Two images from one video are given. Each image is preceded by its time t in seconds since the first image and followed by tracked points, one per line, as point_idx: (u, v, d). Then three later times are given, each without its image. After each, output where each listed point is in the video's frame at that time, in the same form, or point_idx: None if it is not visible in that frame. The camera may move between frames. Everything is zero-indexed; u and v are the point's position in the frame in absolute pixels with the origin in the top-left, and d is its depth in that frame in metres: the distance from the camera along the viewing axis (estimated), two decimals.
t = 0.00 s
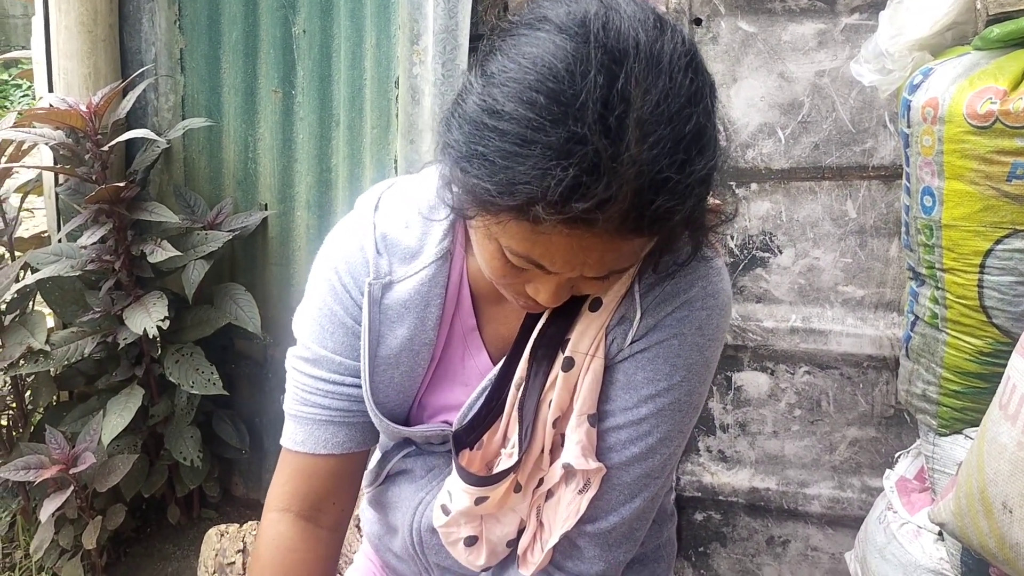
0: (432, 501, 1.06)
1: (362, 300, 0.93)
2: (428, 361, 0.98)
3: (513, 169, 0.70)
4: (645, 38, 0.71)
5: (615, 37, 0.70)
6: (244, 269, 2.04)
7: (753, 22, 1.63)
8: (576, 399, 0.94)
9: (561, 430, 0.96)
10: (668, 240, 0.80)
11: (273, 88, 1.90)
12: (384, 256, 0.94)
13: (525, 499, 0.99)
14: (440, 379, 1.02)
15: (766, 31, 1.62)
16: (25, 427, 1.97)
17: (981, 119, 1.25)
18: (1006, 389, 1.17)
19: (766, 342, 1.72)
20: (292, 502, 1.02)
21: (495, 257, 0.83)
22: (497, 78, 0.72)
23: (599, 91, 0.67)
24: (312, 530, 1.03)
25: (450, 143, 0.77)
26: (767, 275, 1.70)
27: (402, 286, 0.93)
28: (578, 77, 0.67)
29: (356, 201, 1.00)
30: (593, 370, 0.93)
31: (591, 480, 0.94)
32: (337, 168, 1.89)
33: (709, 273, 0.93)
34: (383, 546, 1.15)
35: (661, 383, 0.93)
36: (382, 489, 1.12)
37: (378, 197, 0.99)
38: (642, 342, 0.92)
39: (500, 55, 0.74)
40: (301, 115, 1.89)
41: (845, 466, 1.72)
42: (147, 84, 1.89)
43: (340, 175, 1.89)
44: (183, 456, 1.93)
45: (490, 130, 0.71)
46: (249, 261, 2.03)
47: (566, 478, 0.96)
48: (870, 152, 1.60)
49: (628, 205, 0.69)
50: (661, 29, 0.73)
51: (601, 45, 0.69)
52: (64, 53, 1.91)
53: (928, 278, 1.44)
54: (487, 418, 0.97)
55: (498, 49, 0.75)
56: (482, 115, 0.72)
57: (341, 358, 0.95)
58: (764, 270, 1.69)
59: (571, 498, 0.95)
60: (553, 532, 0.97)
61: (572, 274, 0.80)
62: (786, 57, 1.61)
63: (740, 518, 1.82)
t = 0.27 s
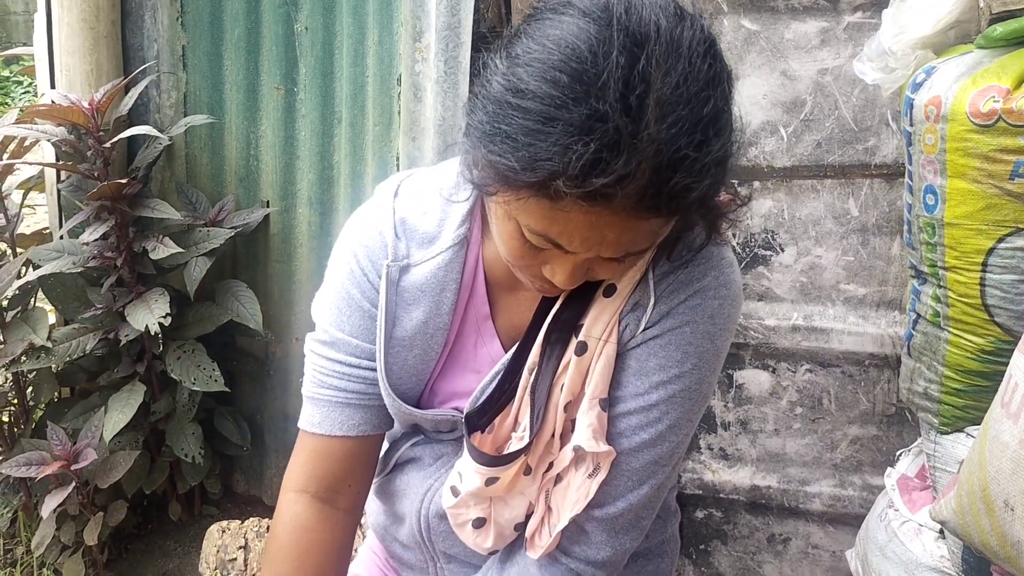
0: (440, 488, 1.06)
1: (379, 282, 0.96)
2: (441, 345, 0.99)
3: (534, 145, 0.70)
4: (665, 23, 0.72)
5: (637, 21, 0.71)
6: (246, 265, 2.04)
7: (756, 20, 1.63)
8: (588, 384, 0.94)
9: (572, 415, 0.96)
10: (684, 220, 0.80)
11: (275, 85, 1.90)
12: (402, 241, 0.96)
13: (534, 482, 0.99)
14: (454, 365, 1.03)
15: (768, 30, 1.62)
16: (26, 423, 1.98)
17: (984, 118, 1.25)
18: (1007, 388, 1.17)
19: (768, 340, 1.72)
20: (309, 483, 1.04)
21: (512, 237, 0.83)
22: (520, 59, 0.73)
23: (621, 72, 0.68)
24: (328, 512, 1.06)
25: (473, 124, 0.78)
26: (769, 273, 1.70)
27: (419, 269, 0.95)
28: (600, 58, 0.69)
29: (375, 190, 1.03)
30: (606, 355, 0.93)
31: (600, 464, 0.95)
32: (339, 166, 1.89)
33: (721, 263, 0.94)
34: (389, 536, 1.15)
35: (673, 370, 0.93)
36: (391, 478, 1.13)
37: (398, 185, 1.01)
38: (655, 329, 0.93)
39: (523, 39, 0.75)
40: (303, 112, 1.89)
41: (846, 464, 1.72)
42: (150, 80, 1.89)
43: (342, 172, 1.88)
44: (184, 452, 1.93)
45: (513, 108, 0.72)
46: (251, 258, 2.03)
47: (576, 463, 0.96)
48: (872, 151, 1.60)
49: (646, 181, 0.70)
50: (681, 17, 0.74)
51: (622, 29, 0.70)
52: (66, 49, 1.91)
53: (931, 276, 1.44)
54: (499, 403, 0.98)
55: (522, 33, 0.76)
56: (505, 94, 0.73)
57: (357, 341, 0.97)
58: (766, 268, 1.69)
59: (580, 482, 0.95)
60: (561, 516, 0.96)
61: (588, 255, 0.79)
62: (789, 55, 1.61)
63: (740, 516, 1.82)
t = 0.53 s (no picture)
0: (445, 473, 1.06)
1: (395, 267, 0.98)
2: (453, 330, 1.00)
3: (553, 119, 0.72)
4: (683, 7, 0.74)
5: (656, 5, 0.74)
6: (242, 263, 2.04)
7: (753, 19, 1.64)
8: (596, 369, 0.94)
9: (579, 402, 0.96)
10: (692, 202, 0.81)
11: (271, 83, 1.89)
12: (418, 226, 0.99)
13: (540, 465, 0.98)
14: (463, 352, 1.04)
15: (765, 29, 1.62)
16: (22, 421, 1.97)
17: (980, 117, 1.25)
18: (1003, 387, 1.17)
19: (764, 339, 1.72)
20: (320, 465, 1.06)
21: (528, 215, 0.84)
22: (542, 39, 0.75)
23: (638, 50, 0.70)
24: (340, 493, 1.08)
25: (493, 103, 0.80)
26: (765, 272, 1.70)
27: (434, 254, 0.98)
28: (620, 36, 0.71)
29: (392, 180, 1.06)
30: (614, 341, 0.93)
31: (606, 448, 0.93)
32: (335, 164, 1.88)
33: (726, 256, 0.95)
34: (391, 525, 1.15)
35: (679, 358, 0.93)
36: (395, 467, 1.13)
37: (415, 174, 1.05)
38: (663, 317, 0.93)
39: (545, 21, 0.77)
40: (299, 111, 1.89)
41: (842, 463, 1.73)
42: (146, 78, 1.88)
43: (338, 170, 1.88)
44: (180, 451, 1.93)
45: (534, 85, 0.74)
46: (247, 256, 2.03)
47: (581, 447, 0.95)
48: (868, 150, 1.60)
49: (660, 155, 0.71)
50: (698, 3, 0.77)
51: (641, 11, 0.73)
52: (62, 47, 1.90)
53: (926, 275, 1.44)
54: (508, 387, 0.98)
55: (544, 17, 0.79)
56: (526, 72, 0.75)
57: (370, 325, 0.99)
58: (763, 267, 1.69)
59: (586, 466, 0.94)
60: (566, 500, 0.95)
61: (600, 234, 0.80)
62: (785, 54, 1.61)
63: (736, 515, 1.82)
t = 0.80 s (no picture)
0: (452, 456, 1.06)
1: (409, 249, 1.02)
2: (463, 314, 1.03)
3: (563, 90, 0.77)
4: None
5: None
6: (239, 259, 2.04)
7: (749, 15, 1.64)
8: (607, 352, 0.94)
9: (588, 385, 0.96)
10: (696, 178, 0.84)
11: (267, 79, 1.89)
12: (433, 209, 1.03)
13: (549, 446, 0.98)
14: (474, 337, 1.06)
15: (762, 25, 1.63)
16: (19, 418, 1.97)
17: (976, 113, 1.25)
18: (998, 382, 1.17)
19: (760, 334, 1.72)
20: (333, 444, 1.09)
21: (537, 190, 0.87)
22: (558, 17, 0.80)
23: (646, 26, 0.74)
24: (352, 472, 1.10)
25: (508, 80, 0.85)
26: (762, 268, 1.71)
27: (447, 237, 1.01)
28: (630, 13, 0.75)
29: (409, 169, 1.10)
30: (625, 324, 0.94)
31: (616, 430, 0.94)
32: (332, 160, 1.88)
33: (734, 245, 0.97)
34: (394, 511, 1.14)
35: (688, 343, 0.94)
36: (400, 452, 1.13)
37: (432, 163, 1.09)
38: (673, 302, 0.94)
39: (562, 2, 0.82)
40: (295, 106, 1.89)
41: (838, 458, 1.73)
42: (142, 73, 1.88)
43: (335, 166, 1.88)
44: (177, 447, 1.93)
45: (547, 59, 0.79)
46: (244, 251, 2.02)
47: (592, 429, 0.95)
48: (865, 145, 1.60)
49: (664, 126, 0.75)
50: None
51: None
52: (58, 42, 1.90)
53: (922, 271, 1.44)
54: (519, 368, 0.98)
55: None
56: (541, 47, 0.80)
57: (383, 308, 1.03)
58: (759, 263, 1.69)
59: (597, 448, 0.94)
60: (577, 481, 0.95)
61: (606, 210, 0.82)
62: (782, 50, 1.61)
63: (733, 510, 1.82)
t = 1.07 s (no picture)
0: (463, 445, 1.08)
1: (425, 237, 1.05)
2: (476, 301, 1.05)
3: (556, 72, 0.79)
4: None
5: None
6: (242, 256, 2.04)
7: (753, 11, 1.64)
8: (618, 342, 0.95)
9: (600, 376, 0.96)
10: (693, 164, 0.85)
11: (271, 77, 1.89)
12: (448, 199, 1.06)
13: (561, 436, 0.98)
14: (489, 326, 1.08)
15: (765, 21, 1.63)
16: (23, 415, 1.97)
17: (980, 109, 1.25)
18: (1002, 378, 1.17)
19: (764, 331, 1.72)
20: (350, 428, 1.12)
21: (538, 175, 0.89)
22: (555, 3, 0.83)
23: (637, 8, 0.76)
24: (368, 457, 1.12)
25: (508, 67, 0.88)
26: (765, 265, 1.71)
27: (462, 226, 1.05)
28: None
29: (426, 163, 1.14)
30: (636, 315, 0.94)
31: (628, 420, 0.94)
32: (335, 157, 1.88)
33: (743, 239, 0.97)
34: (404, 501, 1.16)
35: (699, 335, 0.95)
36: (411, 442, 1.16)
37: (448, 155, 1.13)
38: (684, 294, 0.95)
39: None
40: (298, 104, 1.89)
41: (842, 456, 1.73)
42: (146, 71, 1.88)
43: (338, 164, 1.88)
44: (180, 444, 1.93)
45: (543, 42, 0.81)
46: (248, 249, 2.03)
47: (603, 420, 0.95)
48: (868, 142, 1.60)
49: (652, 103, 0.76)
50: None
51: None
52: (62, 40, 1.90)
53: (926, 267, 1.44)
54: (531, 359, 0.99)
55: None
56: (538, 32, 0.83)
57: (399, 293, 1.07)
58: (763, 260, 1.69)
59: (609, 438, 0.94)
60: (589, 471, 0.95)
61: (604, 192, 0.83)
62: (786, 46, 1.61)
63: (736, 508, 1.82)
